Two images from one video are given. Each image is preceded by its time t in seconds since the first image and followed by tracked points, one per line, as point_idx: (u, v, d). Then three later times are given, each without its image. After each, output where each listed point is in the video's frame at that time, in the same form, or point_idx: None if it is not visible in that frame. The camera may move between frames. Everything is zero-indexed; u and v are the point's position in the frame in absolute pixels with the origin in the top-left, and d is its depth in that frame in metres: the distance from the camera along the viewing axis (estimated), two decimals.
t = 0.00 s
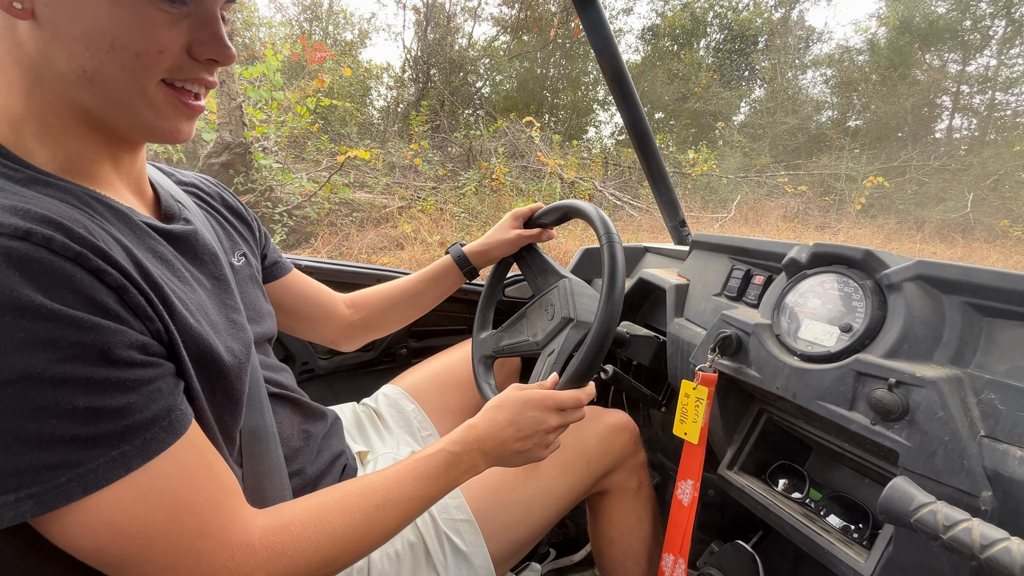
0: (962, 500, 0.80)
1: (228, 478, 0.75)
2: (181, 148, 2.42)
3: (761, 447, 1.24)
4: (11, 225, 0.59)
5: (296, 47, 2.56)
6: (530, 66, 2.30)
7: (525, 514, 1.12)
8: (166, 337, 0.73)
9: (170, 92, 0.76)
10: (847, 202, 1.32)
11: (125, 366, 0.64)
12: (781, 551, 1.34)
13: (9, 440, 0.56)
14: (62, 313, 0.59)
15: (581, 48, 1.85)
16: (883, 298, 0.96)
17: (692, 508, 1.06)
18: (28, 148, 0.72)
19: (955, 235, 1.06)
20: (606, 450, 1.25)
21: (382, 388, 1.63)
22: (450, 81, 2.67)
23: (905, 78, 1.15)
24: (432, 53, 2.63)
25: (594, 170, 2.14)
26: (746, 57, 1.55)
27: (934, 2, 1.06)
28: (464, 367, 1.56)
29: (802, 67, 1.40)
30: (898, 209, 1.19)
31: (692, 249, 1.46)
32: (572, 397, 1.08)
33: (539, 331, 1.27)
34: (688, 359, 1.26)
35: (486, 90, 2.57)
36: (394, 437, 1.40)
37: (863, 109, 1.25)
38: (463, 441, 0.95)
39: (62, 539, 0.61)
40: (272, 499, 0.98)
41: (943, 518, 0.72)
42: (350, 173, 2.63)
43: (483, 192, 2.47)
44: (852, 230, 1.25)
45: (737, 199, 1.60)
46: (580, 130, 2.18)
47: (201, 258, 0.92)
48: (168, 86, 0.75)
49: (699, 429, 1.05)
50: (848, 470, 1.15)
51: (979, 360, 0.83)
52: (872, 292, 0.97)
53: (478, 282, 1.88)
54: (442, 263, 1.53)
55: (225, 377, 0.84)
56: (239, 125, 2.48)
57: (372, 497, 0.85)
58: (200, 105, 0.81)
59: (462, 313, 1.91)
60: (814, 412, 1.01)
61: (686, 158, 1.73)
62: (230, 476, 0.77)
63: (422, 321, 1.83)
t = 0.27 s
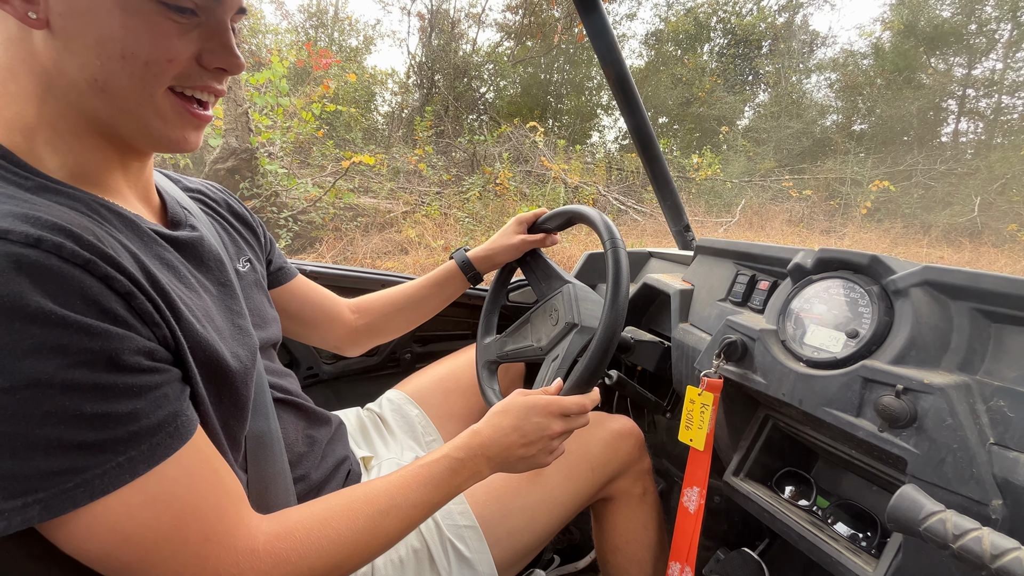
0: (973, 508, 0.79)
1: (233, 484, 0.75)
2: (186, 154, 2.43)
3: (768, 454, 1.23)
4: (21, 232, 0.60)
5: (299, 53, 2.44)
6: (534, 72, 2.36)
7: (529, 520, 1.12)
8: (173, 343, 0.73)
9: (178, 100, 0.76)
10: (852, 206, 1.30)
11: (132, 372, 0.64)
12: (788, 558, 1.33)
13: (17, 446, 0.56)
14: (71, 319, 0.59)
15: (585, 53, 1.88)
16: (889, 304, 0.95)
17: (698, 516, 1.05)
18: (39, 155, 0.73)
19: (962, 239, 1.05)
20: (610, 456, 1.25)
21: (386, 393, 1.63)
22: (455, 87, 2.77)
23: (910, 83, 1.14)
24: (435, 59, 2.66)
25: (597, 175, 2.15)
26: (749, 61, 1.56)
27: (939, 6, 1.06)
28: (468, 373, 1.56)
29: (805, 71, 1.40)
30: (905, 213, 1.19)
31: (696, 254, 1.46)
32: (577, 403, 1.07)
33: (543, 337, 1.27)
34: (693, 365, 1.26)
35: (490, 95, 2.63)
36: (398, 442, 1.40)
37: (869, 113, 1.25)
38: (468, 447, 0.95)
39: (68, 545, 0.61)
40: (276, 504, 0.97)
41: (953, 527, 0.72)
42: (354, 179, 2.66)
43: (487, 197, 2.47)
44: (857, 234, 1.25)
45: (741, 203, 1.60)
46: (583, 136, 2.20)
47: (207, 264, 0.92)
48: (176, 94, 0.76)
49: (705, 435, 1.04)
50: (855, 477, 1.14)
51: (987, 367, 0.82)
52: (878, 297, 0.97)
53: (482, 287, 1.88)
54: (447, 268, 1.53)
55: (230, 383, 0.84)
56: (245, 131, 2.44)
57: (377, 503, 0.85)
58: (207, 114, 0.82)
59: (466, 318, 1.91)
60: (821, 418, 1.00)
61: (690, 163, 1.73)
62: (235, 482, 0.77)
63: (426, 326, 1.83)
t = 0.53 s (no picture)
0: (980, 513, 0.79)
1: (237, 486, 0.75)
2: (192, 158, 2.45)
3: (772, 458, 1.22)
4: (29, 235, 0.60)
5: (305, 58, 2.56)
6: (537, 76, 2.36)
7: (532, 525, 1.11)
8: (177, 346, 0.74)
9: (186, 104, 0.77)
10: (857, 210, 1.30)
11: (137, 374, 0.64)
12: (793, 564, 1.32)
13: (23, 448, 0.56)
14: (78, 322, 0.60)
15: (586, 57, 1.89)
16: (895, 307, 0.95)
17: (702, 518, 1.04)
18: (47, 159, 0.73)
19: (968, 242, 1.05)
20: (614, 460, 1.24)
21: (389, 396, 1.63)
22: (459, 91, 2.65)
23: (914, 86, 1.14)
24: (439, 64, 2.61)
25: (601, 178, 2.15)
26: (752, 65, 1.56)
27: (942, 9, 1.06)
28: (471, 376, 1.56)
29: (809, 75, 1.41)
30: (910, 216, 1.18)
31: (700, 258, 1.46)
32: (580, 406, 1.07)
33: (546, 340, 1.26)
34: (697, 368, 1.25)
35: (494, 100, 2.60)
36: (401, 445, 1.40)
37: (873, 116, 1.25)
38: (471, 451, 0.95)
39: (72, 547, 0.61)
40: (279, 508, 0.97)
41: (960, 532, 0.71)
42: (359, 183, 2.62)
43: (490, 200, 2.49)
44: (862, 237, 1.24)
45: (745, 207, 1.62)
46: (587, 139, 2.23)
47: (211, 268, 0.93)
48: (184, 99, 0.77)
49: (709, 438, 1.03)
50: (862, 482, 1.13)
51: (994, 371, 0.81)
52: (883, 301, 0.96)
53: (485, 291, 1.88)
54: (450, 271, 1.53)
55: (234, 385, 0.84)
56: (250, 135, 2.51)
57: (380, 506, 0.85)
58: (215, 118, 0.83)
59: (469, 322, 1.91)
60: (826, 422, 0.99)
61: (693, 167, 1.72)
62: (239, 484, 0.77)
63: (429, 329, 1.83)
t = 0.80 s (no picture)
0: (985, 517, 0.78)
1: (240, 488, 0.75)
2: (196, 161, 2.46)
3: (776, 462, 1.21)
4: (38, 237, 0.61)
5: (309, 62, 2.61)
6: (540, 79, 2.43)
7: (534, 527, 1.11)
8: (183, 347, 0.74)
9: (195, 107, 0.78)
10: (860, 213, 1.30)
11: (143, 376, 0.65)
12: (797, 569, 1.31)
13: (29, 448, 0.56)
14: (86, 322, 0.60)
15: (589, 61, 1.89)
16: (898, 310, 0.94)
17: (704, 521, 1.03)
18: (56, 162, 0.74)
19: (972, 245, 1.05)
20: (616, 463, 1.24)
21: (392, 399, 1.63)
22: (460, 95, 2.78)
23: (917, 89, 1.14)
24: (444, 69, 2.78)
25: (604, 182, 2.14)
26: (756, 69, 1.58)
27: (945, 13, 1.04)
28: (473, 379, 1.56)
29: (812, 78, 1.41)
30: (913, 219, 1.18)
31: (703, 261, 1.45)
32: (582, 409, 1.07)
33: (548, 342, 1.26)
34: (700, 371, 1.25)
35: (496, 103, 2.69)
36: (403, 447, 1.40)
37: (876, 119, 1.26)
38: (473, 453, 0.95)
39: (77, 547, 0.62)
40: (281, 509, 0.97)
41: (965, 536, 0.70)
42: (362, 186, 2.67)
43: (492, 204, 2.47)
44: (866, 240, 1.23)
45: (749, 210, 1.59)
46: (589, 143, 2.24)
47: (215, 270, 0.93)
48: (193, 102, 0.77)
49: (712, 441, 1.03)
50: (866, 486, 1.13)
51: (999, 374, 0.81)
52: (887, 303, 0.96)
53: (487, 293, 1.89)
54: (453, 274, 1.53)
55: (238, 387, 0.85)
56: (253, 139, 2.48)
57: (382, 508, 0.85)
58: (223, 121, 0.83)
59: (471, 324, 1.91)
60: (830, 426, 0.99)
61: (696, 169, 1.69)
62: (242, 486, 0.77)
63: (431, 332, 1.84)
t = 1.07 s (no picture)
0: (993, 524, 0.77)
1: (245, 491, 0.75)
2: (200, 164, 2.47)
3: (780, 467, 1.21)
4: (47, 241, 0.61)
5: (314, 66, 2.61)
6: (542, 83, 2.38)
7: (538, 532, 1.11)
8: (188, 351, 0.74)
9: (203, 111, 0.78)
10: (864, 217, 1.30)
11: (149, 379, 0.65)
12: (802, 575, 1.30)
13: (36, 450, 0.56)
14: (93, 326, 0.60)
15: (592, 65, 1.92)
16: (904, 315, 0.94)
17: (710, 529, 1.03)
18: (64, 166, 0.74)
19: (978, 250, 1.04)
20: (620, 468, 1.23)
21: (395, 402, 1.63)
22: (464, 98, 2.74)
23: (921, 92, 1.13)
24: (445, 71, 2.71)
25: (606, 185, 2.15)
26: (758, 71, 1.55)
27: (948, 16, 1.05)
28: (476, 382, 1.56)
29: (815, 82, 1.40)
30: (917, 223, 1.18)
31: (706, 264, 1.45)
32: (586, 413, 1.06)
33: (552, 346, 1.26)
34: (704, 376, 1.24)
35: (500, 106, 2.65)
36: (406, 451, 1.40)
37: (880, 123, 1.25)
38: (477, 457, 0.95)
39: (83, 550, 0.62)
40: (285, 513, 0.97)
41: (973, 543, 0.70)
42: (365, 189, 2.68)
43: (495, 207, 2.49)
44: (870, 244, 1.23)
45: (751, 214, 1.59)
46: (592, 146, 2.21)
47: (220, 273, 0.93)
48: (201, 106, 0.78)
49: (716, 447, 1.03)
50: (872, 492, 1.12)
51: (1007, 379, 0.80)
52: (892, 308, 0.95)
53: (490, 297, 1.89)
54: (456, 277, 1.53)
55: (242, 390, 0.85)
56: (258, 142, 2.47)
57: (386, 512, 0.85)
58: (230, 125, 0.84)
59: (474, 327, 1.91)
60: (835, 431, 0.99)
61: (699, 173, 1.72)
62: (246, 489, 0.77)
63: (434, 335, 1.84)
